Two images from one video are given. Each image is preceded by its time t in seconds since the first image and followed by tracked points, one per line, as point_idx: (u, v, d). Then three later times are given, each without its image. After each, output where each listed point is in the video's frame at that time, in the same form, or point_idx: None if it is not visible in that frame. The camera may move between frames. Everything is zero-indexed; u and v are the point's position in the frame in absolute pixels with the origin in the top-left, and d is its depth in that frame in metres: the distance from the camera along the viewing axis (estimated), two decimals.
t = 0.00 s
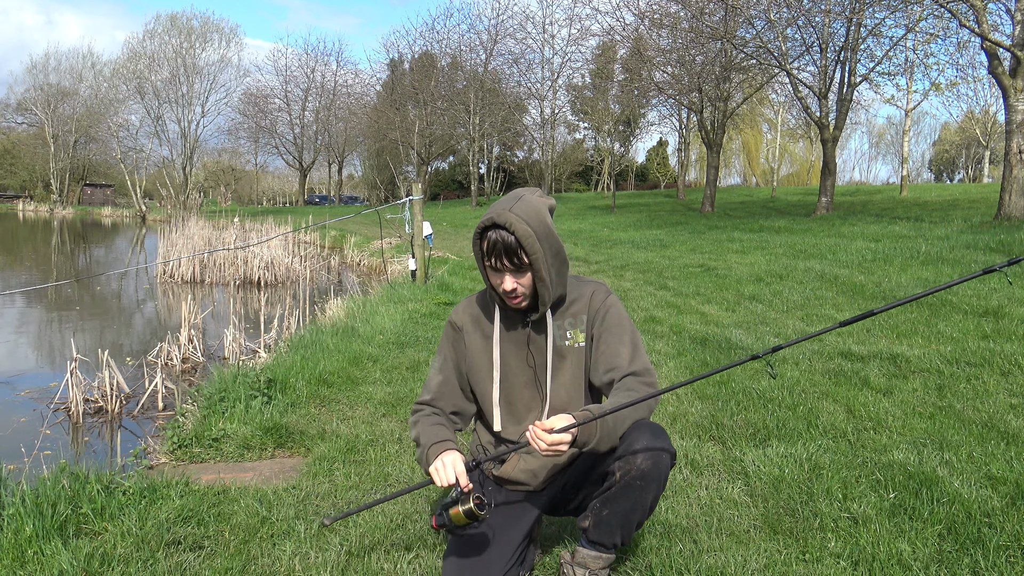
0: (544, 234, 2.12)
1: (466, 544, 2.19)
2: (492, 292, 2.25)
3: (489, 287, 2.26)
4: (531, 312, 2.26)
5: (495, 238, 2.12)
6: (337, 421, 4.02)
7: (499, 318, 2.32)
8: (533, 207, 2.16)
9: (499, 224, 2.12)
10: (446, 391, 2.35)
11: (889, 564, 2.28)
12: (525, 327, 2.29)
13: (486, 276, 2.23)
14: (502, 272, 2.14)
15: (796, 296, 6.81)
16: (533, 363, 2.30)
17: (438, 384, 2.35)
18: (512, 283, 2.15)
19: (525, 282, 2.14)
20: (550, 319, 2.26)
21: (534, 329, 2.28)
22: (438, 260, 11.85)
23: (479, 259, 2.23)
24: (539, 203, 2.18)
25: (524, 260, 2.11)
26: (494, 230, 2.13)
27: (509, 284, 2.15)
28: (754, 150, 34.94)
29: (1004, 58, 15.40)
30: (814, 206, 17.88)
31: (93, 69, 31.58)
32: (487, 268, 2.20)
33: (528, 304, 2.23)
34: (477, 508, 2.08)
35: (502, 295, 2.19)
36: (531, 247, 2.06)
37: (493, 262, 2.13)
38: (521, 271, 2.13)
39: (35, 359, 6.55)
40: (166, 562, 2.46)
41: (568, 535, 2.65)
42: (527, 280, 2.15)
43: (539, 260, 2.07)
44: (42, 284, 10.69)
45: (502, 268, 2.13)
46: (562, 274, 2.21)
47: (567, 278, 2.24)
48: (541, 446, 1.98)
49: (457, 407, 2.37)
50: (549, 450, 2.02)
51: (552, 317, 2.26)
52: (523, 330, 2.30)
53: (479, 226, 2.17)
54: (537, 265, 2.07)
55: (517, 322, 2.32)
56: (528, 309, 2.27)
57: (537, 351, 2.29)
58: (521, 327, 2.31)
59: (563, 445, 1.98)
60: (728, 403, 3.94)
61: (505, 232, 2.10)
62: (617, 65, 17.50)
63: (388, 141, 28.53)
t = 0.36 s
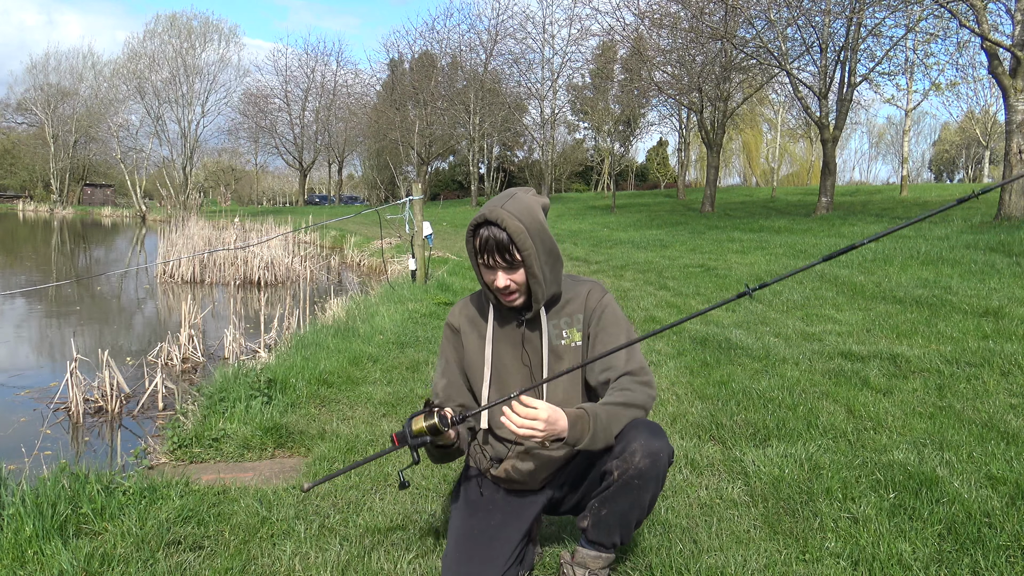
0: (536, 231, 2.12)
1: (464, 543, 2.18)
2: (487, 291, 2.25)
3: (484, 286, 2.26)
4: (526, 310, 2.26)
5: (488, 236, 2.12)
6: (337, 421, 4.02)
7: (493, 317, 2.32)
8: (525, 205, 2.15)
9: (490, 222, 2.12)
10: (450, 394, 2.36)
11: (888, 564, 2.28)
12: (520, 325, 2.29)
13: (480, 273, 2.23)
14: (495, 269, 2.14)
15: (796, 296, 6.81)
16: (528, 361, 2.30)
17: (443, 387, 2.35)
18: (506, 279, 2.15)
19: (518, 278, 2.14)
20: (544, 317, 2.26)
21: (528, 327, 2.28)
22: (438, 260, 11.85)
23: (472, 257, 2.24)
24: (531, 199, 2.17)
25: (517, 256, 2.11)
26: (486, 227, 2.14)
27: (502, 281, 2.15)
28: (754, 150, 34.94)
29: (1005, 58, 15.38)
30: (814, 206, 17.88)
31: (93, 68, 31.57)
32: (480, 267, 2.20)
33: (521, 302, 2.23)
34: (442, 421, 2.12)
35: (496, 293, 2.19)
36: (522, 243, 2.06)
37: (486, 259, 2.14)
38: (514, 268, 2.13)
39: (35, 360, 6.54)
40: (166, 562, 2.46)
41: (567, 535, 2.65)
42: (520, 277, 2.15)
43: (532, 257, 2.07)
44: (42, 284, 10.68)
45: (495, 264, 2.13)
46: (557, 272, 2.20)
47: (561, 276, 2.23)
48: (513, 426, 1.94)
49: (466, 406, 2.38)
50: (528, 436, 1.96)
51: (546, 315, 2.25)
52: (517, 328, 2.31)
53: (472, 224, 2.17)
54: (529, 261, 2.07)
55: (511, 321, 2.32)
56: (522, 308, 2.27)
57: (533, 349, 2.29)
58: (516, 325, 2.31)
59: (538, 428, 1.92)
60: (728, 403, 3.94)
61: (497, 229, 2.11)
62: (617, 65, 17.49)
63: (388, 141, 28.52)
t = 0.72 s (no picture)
0: (542, 227, 2.12)
1: (463, 544, 2.18)
2: (491, 286, 2.25)
3: (488, 282, 2.26)
4: (529, 308, 2.27)
5: (494, 229, 2.13)
6: (337, 421, 4.02)
7: (497, 314, 2.32)
8: (532, 201, 2.14)
9: (497, 216, 2.13)
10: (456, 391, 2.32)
11: (889, 564, 2.28)
12: (524, 322, 2.29)
13: (485, 268, 2.24)
14: (502, 263, 2.15)
15: (796, 296, 6.81)
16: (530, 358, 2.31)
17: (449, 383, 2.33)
18: (511, 274, 2.15)
19: (523, 273, 2.15)
20: (549, 315, 2.26)
21: (533, 324, 2.28)
22: (438, 260, 11.85)
23: (479, 251, 2.24)
24: (539, 195, 2.18)
25: (523, 251, 2.11)
26: (493, 222, 2.14)
27: (508, 275, 2.15)
28: (754, 150, 34.95)
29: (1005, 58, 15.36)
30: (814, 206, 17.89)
31: (93, 69, 31.57)
32: (486, 261, 2.21)
33: (526, 299, 2.23)
34: (469, 382, 1.97)
35: (501, 287, 2.19)
36: (529, 238, 2.06)
37: (493, 252, 2.15)
38: (520, 262, 2.13)
39: (35, 360, 6.55)
40: (166, 562, 2.46)
41: (567, 535, 2.65)
42: (526, 272, 2.15)
43: (537, 252, 2.07)
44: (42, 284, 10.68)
45: (502, 259, 2.14)
46: (562, 269, 2.20)
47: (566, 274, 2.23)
48: (495, 408, 1.91)
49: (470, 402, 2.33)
50: (510, 421, 1.94)
51: (551, 312, 2.26)
52: (521, 325, 2.31)
53: (479, 217, 2.17)
54: (535, 256, 2.07)
55: (516, 318, 2.32)
56: (526, 305, 2.27)
57: (535, 346, 2.30)
58: (520, 322, 2.31)
59: (521, 409, 1.89)
60: (728, 403, 3.94)
61: (504, 222, 2.11)
62: (617, 65, 17.49)
63: (388, 141, 28.52)
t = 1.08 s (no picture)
0: (549, 227, 2.12)
1: (464, 544, 2.18)
2: (498, 285, 2.25)
3: (495, 281, 2.26)
4: (536, 308, 2.27)
5: (502, 229, 2.14)
6: (336, 421, 4.02)
7: (503, 313, 2.32)
8: (540, 201, 2.15)
9: (505, 216, 2.13)
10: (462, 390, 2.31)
11: (889, 564, 2.28)
12: (529, 323, 2.29)
13: (491, 267, 2.24)
14: (509, 262, 2.15)
15: (796, 296, 6.81)
16: (535, 360, 2.31)
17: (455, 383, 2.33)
18: (518, 273, 2.15)
19: (531, 273, 2.15)
20: (554, 316, 2.26)
21: (538, 325, 2.29)
22: (438, 260, 11.86)
23: (485, 251, 2.25)
24: (546, 195, 2.18)
25: (531, 251, 2.12)
26: (501, 220, 2.14)
27: (514, 275, 2.15)
28: (754, 150, 34.96)
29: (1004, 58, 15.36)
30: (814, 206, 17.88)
31: (93, 68, 31.58)
32: (492, 260, 2.21)
33: (532, 299, 2.23)
34: (482, 380, 1.96)
35: (507, 287, 2.20)
36: (537, 237, 2.07)
37: (500, 251, 2.15)
38: (527, 262, 2.14)
39: (35, 360, 6.55)
40: (166, 562, 2.47)
41: (567, 535, 2.65)
42: (532, 272, 2.15)
43: (545, 251, 2.08)
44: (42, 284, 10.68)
45: (509, 258, 2.14)
46: (568, 270, 2.20)
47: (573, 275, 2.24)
48: (500, 413, 1.91)
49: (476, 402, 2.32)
50: (513, 424, 1.95)
51: (557, 313, 2.26)
52: (526, 326, 2.31)
53: (488, 216, 2.17)
54: (542, 255, 2.08)
55: (521, 318, 2.32)
56: (532, 305, 2.28)
57: (540, 347, 2.30)
58: (526, 322, 2.31)
59: (524, 413, 1.89)
60: (728, 403, 3.95)
61: (512, 222, 2.11)
62: (617, 65, 17.50)
63: (388, 141, 28.52)
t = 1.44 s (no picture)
0: (554, 227, 2.13)
1: (464, 544, 2.18)
2: (501, 283, 2.25)
3: (497, 280, 2.27)
4: (538, 308, 2.27)
5: (506, 227, 2.14)
6: (337, 421, 4.03)
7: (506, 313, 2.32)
8: (546, 200, 2.15)
9: (510, 214, 2.13)
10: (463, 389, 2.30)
11: (889, 564, 2.28)
12: (531, 323, 2.29)
13: (495, 266, 2.24)
14: (513, 261, 2.15)
15: (796, 296, 6.81)
16: (537, 360, 2.31)
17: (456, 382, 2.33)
18: (522, 272, 2.15)
19: (534, 272, 2.15)
20: (557, 316, 2.26)
21: (541, 325, 2.28)
22: (438, 260, 11.85)
23: (489, 249, 2.25)
24: (551, 195, 2.18)
25: (535, 250, 2.12)
26: (506, 219, 2.15)
27: (518, 273, 2.16)
28: (754, 150, 34.96)
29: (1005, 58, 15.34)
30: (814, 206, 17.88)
31: (93, 68, 31.58)
32: (496, 258, 2.21)
33: (535, 299, 2.23)
34: (485, 380, 1.95)
35: (511, 286, 2.20)
36: (542, 237, 2.08)
37: (504, 250, 2.15)
38: (531, 261, 2.14)
39: (35, 359, 6.55)
40: (166, 562, 2.47)
41: (567, 535, 2.66)
42: (536, 271, 2.15)
43: (549, 251, 2.08)
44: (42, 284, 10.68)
45: (513, 256, 2.14)
46: (572, 271, 2.20)
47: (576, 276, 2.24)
48: (501, 414, 1.91)
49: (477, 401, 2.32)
50: (514, 424, 1.95)
51: (559, 313, 2.26)
52: (528, 326, 2.31)
53: (493, 214, 2.17)
54: (546, 254, 2.08)
55: (523, 318, 2.32)
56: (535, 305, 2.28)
57: (542, 348, 2.30)
58: (528, 322, 2.31)
59: (525, 413, 1.90)
60: (728, 403, 3.95)
61: (517, 221, 2.12)
62: (617, 65, 17.51)
63: (388, 141, 28.52)
